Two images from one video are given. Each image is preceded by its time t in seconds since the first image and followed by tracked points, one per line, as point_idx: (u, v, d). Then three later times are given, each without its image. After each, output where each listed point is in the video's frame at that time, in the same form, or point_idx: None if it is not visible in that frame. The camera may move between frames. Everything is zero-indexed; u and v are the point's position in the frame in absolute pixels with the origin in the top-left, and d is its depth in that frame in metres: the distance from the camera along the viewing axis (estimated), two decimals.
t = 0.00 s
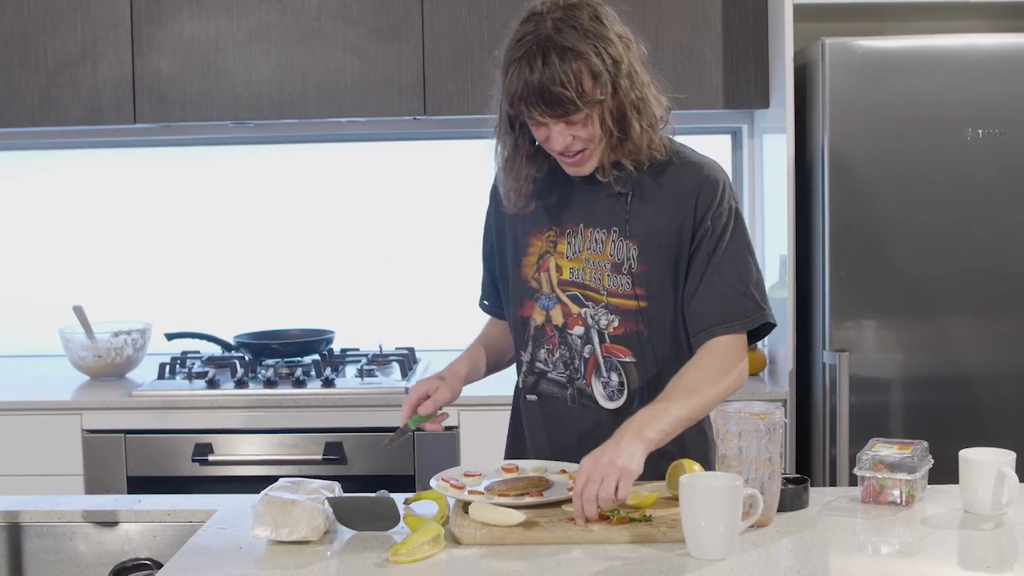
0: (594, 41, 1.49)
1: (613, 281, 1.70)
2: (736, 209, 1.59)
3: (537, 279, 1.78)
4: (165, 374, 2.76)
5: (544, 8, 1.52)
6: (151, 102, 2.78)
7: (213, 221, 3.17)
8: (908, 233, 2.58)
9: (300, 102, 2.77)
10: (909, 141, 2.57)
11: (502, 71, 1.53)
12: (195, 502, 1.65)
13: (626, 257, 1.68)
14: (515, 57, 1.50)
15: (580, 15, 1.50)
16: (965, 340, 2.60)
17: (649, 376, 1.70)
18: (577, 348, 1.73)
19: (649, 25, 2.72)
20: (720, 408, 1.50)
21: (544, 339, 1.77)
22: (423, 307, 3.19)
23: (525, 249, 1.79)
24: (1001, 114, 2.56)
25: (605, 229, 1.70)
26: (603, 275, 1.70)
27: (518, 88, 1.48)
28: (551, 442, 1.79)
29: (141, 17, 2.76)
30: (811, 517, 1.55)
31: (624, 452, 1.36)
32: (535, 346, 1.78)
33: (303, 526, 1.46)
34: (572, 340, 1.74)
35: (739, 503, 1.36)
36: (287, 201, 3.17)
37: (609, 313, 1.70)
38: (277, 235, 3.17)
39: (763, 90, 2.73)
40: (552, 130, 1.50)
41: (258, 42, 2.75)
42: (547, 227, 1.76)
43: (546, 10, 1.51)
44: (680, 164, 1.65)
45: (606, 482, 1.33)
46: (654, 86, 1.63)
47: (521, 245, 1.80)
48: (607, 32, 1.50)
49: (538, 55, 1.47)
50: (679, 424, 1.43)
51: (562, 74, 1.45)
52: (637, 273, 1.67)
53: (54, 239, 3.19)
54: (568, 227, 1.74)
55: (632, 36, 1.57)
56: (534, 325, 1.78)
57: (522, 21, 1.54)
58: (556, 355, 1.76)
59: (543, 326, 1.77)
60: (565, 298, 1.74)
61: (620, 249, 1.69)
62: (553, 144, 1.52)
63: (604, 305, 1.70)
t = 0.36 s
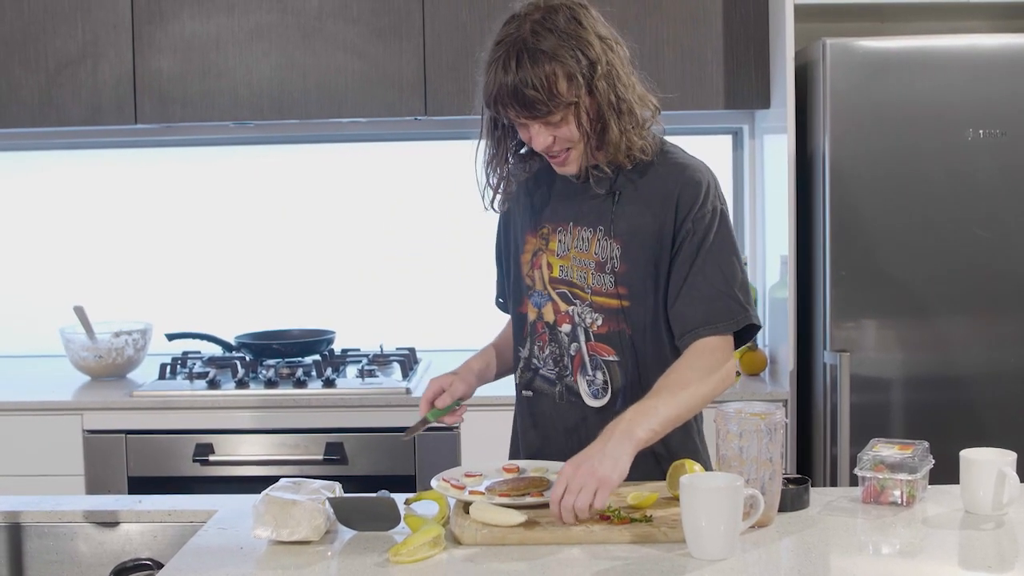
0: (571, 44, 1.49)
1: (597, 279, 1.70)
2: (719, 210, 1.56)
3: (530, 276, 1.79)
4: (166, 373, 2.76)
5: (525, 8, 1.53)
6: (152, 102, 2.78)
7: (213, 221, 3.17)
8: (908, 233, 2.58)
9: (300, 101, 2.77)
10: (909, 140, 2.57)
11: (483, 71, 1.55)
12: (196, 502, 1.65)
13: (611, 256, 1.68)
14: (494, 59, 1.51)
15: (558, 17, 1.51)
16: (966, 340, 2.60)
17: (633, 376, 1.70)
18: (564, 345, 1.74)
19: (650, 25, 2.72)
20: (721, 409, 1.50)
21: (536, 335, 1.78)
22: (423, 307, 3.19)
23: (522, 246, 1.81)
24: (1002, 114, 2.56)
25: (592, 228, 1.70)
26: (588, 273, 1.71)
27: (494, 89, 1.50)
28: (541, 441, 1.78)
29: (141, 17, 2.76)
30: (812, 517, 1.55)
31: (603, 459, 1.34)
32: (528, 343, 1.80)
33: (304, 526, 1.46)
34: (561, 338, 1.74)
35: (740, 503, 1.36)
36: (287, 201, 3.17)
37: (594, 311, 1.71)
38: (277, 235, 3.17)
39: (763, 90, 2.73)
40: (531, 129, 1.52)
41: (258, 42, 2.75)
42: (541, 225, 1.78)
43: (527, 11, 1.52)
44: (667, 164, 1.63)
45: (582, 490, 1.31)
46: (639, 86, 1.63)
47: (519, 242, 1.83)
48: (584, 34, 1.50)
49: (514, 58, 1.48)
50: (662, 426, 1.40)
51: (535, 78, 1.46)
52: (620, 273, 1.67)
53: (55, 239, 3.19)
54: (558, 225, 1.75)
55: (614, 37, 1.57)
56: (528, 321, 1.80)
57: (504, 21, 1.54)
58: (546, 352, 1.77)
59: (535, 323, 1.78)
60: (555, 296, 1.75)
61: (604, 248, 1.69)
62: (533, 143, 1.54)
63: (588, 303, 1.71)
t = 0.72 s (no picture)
0: (564, 44, 1.49)
1: (595, 280, 1.70)
2: (714, 209, 1.56)
3: (529, 277, 1.80)
4: (167, 373, 2.76)
5: (519, 9, 1.53)
6: (153, 103, 2.78)
7: (214, 221, 3.18)
8: (911, 233, 2.58)
9: (301, 102, 2.77)
10: (911, 141, 2.57)
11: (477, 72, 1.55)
12: (198, 501, 1.66)
13: (608, 256, 1.68)
14: (488, 59, 1.51)
15: (550, 18, 1.51)
16: (967, 340, 2.60)
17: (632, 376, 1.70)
18: (564, 345, 1.74)
19: (651, 26, 2.72)
20: (723, 409, 1.50)
21: (534, 336, 1.79)
22: (424, 307, 3.19)
23: (519, 247, 1.82)
24: (1004, 115, 2.56)
25: (589, 228, 1.71)
26: (586, 274, 1.71)
27: (485, 90, 1.51)
28: (541, 442, 1.78)
29: (143, 18, 2.76)
30: (813, 517, 1.55)
31: (619, 467, 1.33)
32: (526, 344, 1.80)
33: (305, 526, 1.46)
34: (561, 338, 1.75)
35: (741, 503, 1.36)
36: (288, 201, 3.17)
37: (593, 312, 1.71)
38: (277, 236, 3.18)
39: (765, 90, 2.73)
40: (523, 130, 1.52)
41: (260, 42, 2.76)
42: (539, 226, 1.78)
43: (520, 11, 1.52)
44: (662, 164, 1.63)
45: (601, 499, 1.31)
46: (634, 88, 1.62)
47: (517, 243, 1.83)
48: (576, 35, 1.50)
49: (506, 58, 1.48)
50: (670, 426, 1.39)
51: (526, 78, 1.47)
52: (618, 273, 1.67)
53: (56, 239, 3.19)
54: (557, 226, 1.75)
55: (609, 38, 1.57)
56: (526, 323, 1.80)
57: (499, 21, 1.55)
58: (546, 353, 1.77)
59: (534, 324, 1.79)
60: (554, 296, 1.76)
61: (602, 248, 1.69)
62: (524, 144, 1.55)
63: (587, 304, 1.71)
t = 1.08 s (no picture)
0: (563, 44, 1.49)
1: (601, 282, 1.70)
2: (719, 208, 1.55)
3: (532, 281, 1.79)
4: (171, 374, 2.76)
5: (518, 10, 1.53)
6: (157, 103, 2.78)
7: (218, 222, 3.18)
8: (916, 235, 2.58)
9: (305, 102, 2.77)
10: (915, 141, 2.56)
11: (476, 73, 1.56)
12: (201, 502, 1.66)
13: (614, 259, 1.69)
14: (487, 60, 1.52)
15: (549, 17, 1.51)
16: (971, 341, 2.60)
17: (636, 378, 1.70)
18: (569, 349, 1.75)
19: (655, 26, 2.72)
20: (727, 410, 1.50)
21: (537, 340, 1.79)
22: (427, 308, 3.19)
23: (523, 251, 1.81)
24: (1008, 116, 2.56)
25: (594, 231, 1.71)
26: (592, 276, 1.71)
27: (485, 92, 1.51)
28: (546, 445, 1.79)
29: (147, 18, 2.76)
30: (818, 518, 1.55)
31: (628, 453, 1.36)
32: (527, 347, 1.80)
33: (309, 527, 1.46)
34: (565, 342, 1.75)
35: (745, 505, 1.36)
36: (291, 202, 3.17)
37: (598, 315, 1.71)
38: (280, 237, 3.17)
39: (769, 90, 2.72)
40: (523, 131, 1.52)
41: (263, 42, 2.76)
42: (543, 229, 1.78)
43: (519, 12, 1.52)
44: (665, 164, 1.63)
45: (609, 482, 1.32)
46: (633, 88, 1.62)
47: (520, 247, 1.82)
48: (575, 35, 1.50)
49: (506, 59, 1.48)
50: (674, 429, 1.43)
51: (527, 79, 1.47)
52: (624, 275, 1.68)
53: (60, 240, 3.19)
54: (561, 229, 1.75)
55: (607, 38, 1.57)
56: (527, 327, 1.80)
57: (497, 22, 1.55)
58: (550, 356, 1.77)
59: (536, 328, 1.79)
60: (559, 300, 1.75)
61: (607, 251, 1.69)
62: (524, 145, 1.55)
63: (593, 307, 1.71)
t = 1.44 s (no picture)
0: (573, 44, 1.50)
1: (609, 287, 1.71)
2: (730, 213, 1.60)
3: (533, 287, 1.78)
4: (169, 377, 2.76)
5: (525, 10, 1.53)
6: (156, 106, 2.78)
7: (217, 225, 3.18)
8: (917, 238, 2.58)
9: (303, 105, 2.77)
10: (914, 144, 2.56)
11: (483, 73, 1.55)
12: (200, 505, 1.65)
13: (622, 264, 1.69)
14: (496, 60, 1.51)
15: (558, 17, 1.52)
16: (970, 343, 2.60)
17: (643, 383, 1.71)
18: (574, 355, 1.74)
19: (654, 30, 2.72)
20: (725, 412, 1.51)
21: (539, 347, 1.78)
22: (426, 310, 3.18)
23: (524, 257, 1.79)
24: (1007, 118, 2.56)
25: (601, 235, 1.71)
26: (600, 282, 1.71)
27: (496, 91, 1.50)
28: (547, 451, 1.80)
29: (146, 21, 2.76)
30: (816, 521, 1.54)
31: (619, 435, 1.44)
32: (528, 354, 1.80)
33: (308, 530, 1.46)
34: (570, 347, 1.75)
35: (744, 506, 1.36)
36: (291, 205, 3.17)
37: (606, 320, 1.71)
38: (279, 240, 3.17)
39: (768, 92, 2.72)
40: (533, 131, 1.51)
41: (262, 45, 2.76)
42: (546, 234, 1.77)
43: (527, 12, 1.52)
44: (673, 166, 1.65)
45: (602, 465, 1.42)
46: (638, 90, 1.63)
47: (521, 253, 1.80)
48: (585, 34, 1.51)
49: (516, 59, 1.48)
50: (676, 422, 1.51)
51: (539, 77, 1.46)
52: (633, 279, 1.69)
53: (59, 242, 3.19)
54: (565, 234, 1.75)
55: (614, 39, 1.58)
56: (529, 334, 1.79)
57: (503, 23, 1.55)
58: (553, 363, 1.77)
59: (538, 335, 1.78)
60: (564, 306, 1.75)
61: (615, 256, 1.69)
62: (533, 147, 1.53)
63: (600, 312, 1.71)
